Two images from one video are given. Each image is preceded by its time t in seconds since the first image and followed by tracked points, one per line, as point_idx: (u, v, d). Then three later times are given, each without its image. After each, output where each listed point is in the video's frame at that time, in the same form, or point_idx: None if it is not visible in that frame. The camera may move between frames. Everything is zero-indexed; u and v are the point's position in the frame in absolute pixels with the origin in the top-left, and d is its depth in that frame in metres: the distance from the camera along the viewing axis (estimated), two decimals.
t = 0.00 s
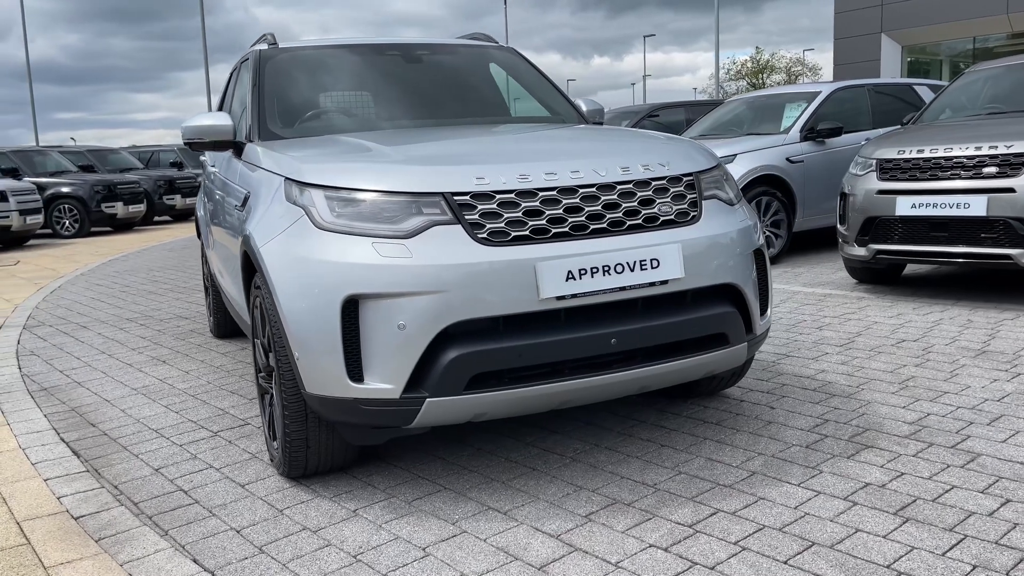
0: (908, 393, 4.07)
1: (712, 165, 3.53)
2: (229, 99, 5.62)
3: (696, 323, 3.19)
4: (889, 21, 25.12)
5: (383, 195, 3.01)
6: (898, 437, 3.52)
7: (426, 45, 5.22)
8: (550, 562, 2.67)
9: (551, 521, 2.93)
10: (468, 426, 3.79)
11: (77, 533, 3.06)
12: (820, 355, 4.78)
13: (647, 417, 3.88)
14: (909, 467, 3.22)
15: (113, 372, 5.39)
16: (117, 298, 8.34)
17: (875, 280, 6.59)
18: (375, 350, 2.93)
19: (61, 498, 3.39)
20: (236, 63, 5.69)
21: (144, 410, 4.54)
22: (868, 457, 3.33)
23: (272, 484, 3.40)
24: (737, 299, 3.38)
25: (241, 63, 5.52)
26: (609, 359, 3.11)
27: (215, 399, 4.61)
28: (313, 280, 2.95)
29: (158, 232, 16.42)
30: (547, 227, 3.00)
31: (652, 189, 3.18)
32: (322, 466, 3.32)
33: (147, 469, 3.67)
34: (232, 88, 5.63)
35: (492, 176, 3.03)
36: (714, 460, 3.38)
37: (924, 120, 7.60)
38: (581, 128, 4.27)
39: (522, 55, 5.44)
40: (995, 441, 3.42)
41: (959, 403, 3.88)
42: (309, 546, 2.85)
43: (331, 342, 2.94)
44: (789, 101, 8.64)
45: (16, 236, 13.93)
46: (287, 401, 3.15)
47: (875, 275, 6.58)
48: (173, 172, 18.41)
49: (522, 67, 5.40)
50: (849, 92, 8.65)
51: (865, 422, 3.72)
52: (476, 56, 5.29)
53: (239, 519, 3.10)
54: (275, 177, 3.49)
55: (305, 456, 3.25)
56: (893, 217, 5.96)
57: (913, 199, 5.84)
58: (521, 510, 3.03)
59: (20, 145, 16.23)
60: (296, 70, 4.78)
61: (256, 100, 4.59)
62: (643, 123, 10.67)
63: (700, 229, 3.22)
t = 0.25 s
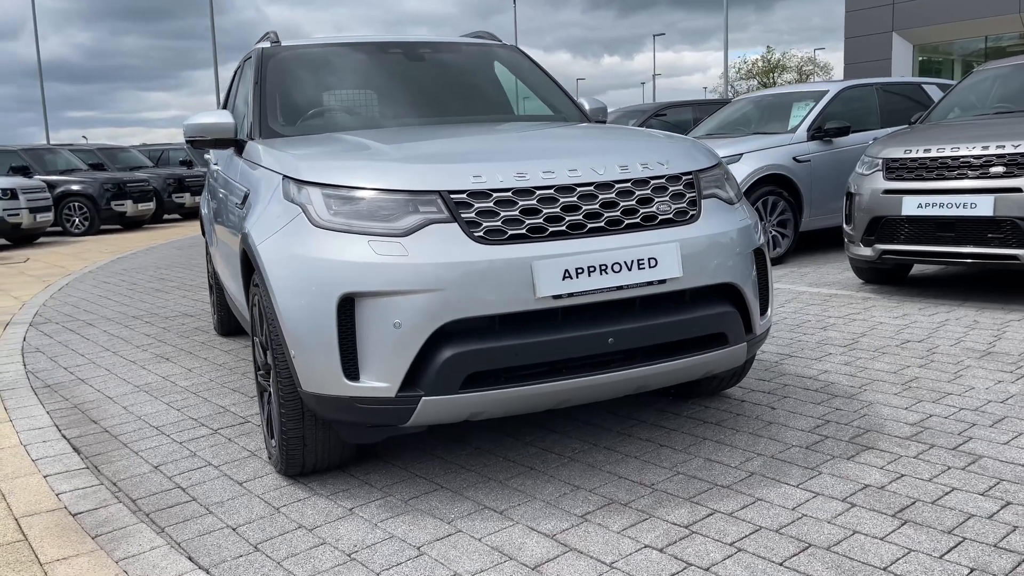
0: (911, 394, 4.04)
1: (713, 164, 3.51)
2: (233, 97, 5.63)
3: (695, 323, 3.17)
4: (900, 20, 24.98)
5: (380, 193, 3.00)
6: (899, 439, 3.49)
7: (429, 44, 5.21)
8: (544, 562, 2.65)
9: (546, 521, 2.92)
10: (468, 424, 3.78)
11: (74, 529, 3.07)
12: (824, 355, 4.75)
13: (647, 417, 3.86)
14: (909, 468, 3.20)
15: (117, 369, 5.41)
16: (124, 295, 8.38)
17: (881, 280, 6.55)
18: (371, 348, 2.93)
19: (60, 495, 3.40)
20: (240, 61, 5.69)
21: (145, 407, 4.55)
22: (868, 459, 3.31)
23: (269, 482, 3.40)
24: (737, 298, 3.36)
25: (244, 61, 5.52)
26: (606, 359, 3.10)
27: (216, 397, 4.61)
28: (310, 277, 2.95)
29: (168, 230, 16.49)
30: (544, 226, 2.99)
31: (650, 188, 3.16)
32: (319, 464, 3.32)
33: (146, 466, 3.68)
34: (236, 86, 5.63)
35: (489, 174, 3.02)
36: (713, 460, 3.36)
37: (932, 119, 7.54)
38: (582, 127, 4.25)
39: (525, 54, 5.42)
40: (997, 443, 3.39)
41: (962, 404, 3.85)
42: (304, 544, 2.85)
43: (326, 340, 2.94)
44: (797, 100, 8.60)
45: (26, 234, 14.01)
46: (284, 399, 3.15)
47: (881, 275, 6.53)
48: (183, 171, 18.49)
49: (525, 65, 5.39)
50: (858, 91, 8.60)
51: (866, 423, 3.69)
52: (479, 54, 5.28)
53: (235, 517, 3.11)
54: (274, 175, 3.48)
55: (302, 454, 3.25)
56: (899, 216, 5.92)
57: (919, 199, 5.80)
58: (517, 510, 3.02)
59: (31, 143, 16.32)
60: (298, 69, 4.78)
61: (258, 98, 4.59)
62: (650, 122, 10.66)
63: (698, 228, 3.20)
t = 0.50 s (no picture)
0: (916, 394, 4.00)
1: (715, 162, 3.49)
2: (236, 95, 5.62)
3: (695, 322, 3.15)
4: (911, 19, 24.85)
5: (378, 190, 2.98)
6: (903, 440, 3.46)
7: (432, 41, 5.19)
8: (541, 562, 2.64)
9: (544, 521, 2.90)
10: (468, 423, 3.76)
11: (72, 526, 3.07)
12: (828, 355, 4.71)
13: (649, 417, 3.84)
14: (912, 470, 3.17)
15: (120, 366, 5.41)
16: (131, 292, 8.39)
17: (889, 280, 6.51)
18: (368, 346, 2.91)
19: (60, 491, 3.40)
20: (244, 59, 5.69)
21: (147, 404, 4.55)
22: (871, 460, 3.27)
23: (268, 480, 3.39)
24: (738, 297, 3.33)
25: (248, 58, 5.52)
26: (606, 358, 3.08)
27: (218, 394, 4.61)
28: (308, 275, 2.94)
29: (176, 227, 16.54)
30: (543, 223, 2.97)
31: (651, 186, 3.14)
32: (318, 462, 3.31)
33: (146, 463, 3.68)
34: (239, 83, 5.63)
35: (488, 172, 3.00)
36: (713, 460, 3.33)
37: (941, 118, 7.49)
38: (585, 125, 4.23)
39: (528, 51, 5.40)
40: (1002, 444, 3.35)
41: (967, 406, 3.81)
42: (301, 542, 2.84)
43: (324, 338, 2.92)
44: (805, 99, 8.55)
45: (36, 231, 14.06)
46: (282, 396, 3.14)
47: (889, 275, 6.49)
48: (192, 169, 18.54)
49: (529, 63, 5.37)
50: (866, 90, 8.55)
51: (870, 423, 3.65)
52: (482, 52, 5.27)
53: (233, 515, 3.10)
54: (273, 173, 3.47)
55: (300, 452, 3.24)
56: (906, 216, 5.88)
57: (927, 198, 5.75)
58: (515, 509, 3.00)
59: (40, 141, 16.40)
60: (300, 66, 4.77)
61: (260, 95, 4.59)
62: (656, 120, 10.63)
63: (699, 226, 3.18)
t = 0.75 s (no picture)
0: (922, 396, 3.96)
1: (717, 160, 3.45)
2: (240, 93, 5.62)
3: (696, 322, 3.12)
4: (923, 17, 24.69)
5: (375, 188, 2.96)
6: (906, 442, 3.42)
7: (435, 39, 5.17)
8: (536, 564, 2.61)
9: (541, 522, 2.87)
10: (468, 423, 3.74)
11: (69, 525, 3.06)
12: (833, 355, 4.67)
13: (650, 417, 3.81)
14: (915, 473, 3.13)
15: (124, 364, 5.42)
16: (138, 290, 8.41)
17: (896, 280, 6.45)
18: (365, 345, 2.89)
19: (58, 489, 3.40)
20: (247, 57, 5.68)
21: (149, 401, 4.55)
22: (873, 462, 3.24)
23: (266, 479, 3.38)
24: (740, 298, 3.30)
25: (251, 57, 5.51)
26: (604, 358, 3.05)
27: (220, 392, 4.60)
28: (305, 274, 2.92)
29: (186, 225, 16.59)
30: (541, 222, 2.95)
31: (651, 185, 3.11)
32: (315, 461, 3.30)
33: (146, 461, 3.67)
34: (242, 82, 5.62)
35: (486, 170, 2.98)
36: (714, 462, 3.30)
37: (951, 116, 7.42)
38: (588, 123, 4.20)
39: (532, 49, 5.37)
40: (1007, 447, 3.31)
41: (973, 408, 3.76)
42: (296, 543, 2.83)
43: (320, 337, 2.91)
44: (813, 97, 8.50)
45: (46, 229, 14.12)
46: (279, 396, 3.12)
47: (897, 275, 6.43)
48: (202, 167, 18.59)
49: (532, 61, 5.34)
50: (876, 88, 8.49)
51: (873, 425, 3.62)
52: (485, 50, 5.24)
53: (229, 514, 3.09)
54: (272, 171, 3.46)
55: (298, 451, 3.23)
56: (914, 215, 5.82)
57: (935, 197, 5.70)
58: (512, 510, 2.98)
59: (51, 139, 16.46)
60: (302, 64, 4.76)
61: (262, 93, 4.57)
62: (664, 119, 10.59)
63: (700, 225, 3.14)
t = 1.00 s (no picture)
0: (927, 398, 3.92)
1: (719, 159, 3.42)
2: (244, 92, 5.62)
3: (696, 323, 3.09)
4: (936, 15, 24.51)
5: (373, 187, 2.95)
6: (910, 445, 3.38)
7: (438, 36, 5.15)
8: (531, 566, 2.59)
9: (538, 524, 2.86)
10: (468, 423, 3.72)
11: (67, 523, 3.06)
12: (839, 356, 4.63)
13: (651, 418, 3.78)
14: (918, 476, 3.09)
15: (128, 361, 5.42)
16: (146, 287, 8.43)
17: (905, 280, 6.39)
18: (361, 345, 2.88)
19: (58, 487, 3.40)
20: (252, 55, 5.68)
21: (152, 399, 4.56)
22: (875, 465, 3.20)
23: (264, 478, 3.37)
24: (741, 298, 3.28)
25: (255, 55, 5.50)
26: (603, 359, 3.03)
27: (222, 390, 4.60)
28: (301, 273, 2.91)
29: (196, 223, 16.64)
30: (539, 222, 2.93)
31: (651, 184, 3.08)
32: (313, 461, 3.29)
33: (146, 459, 3.67)
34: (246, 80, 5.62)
35: (484, 169, 2.96)
36: (714, 464, 3.27)
37: (962, 114, 7.35)
38: (590, 121, 4.17)
39: (536, 47, 5.35)
40: (1012, 451, 3.26)
41: (978, 410, 3.72)
42: (292, 543, 2.82)
43: (316, 337, 2.90)
44: (822, 96, 8.44)
45: (57, 226, 14.19)
46: (276, 395, 3.11)
47: (905, 275, 6.37)
48: (212, 164, 18.64)
49: (537, 59, 5.32)
50: (886, 86, 8.43)
51: (877, 427, 3.58)
52: (489, 48, 5.22)
53: (226, 513, 3.08)
54: (271, 170, 3.45)
55: (295, 450, 3.22)
56: (922, 215, 5.77)
57: (944, 197, 5.64)
58: (509, 511, 2.96)
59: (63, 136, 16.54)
60: (305, 63, 4.75)
61: (265, 92, 4.56)
62: (672, 117, 10.55)
63: (700, 225, 3.12)
